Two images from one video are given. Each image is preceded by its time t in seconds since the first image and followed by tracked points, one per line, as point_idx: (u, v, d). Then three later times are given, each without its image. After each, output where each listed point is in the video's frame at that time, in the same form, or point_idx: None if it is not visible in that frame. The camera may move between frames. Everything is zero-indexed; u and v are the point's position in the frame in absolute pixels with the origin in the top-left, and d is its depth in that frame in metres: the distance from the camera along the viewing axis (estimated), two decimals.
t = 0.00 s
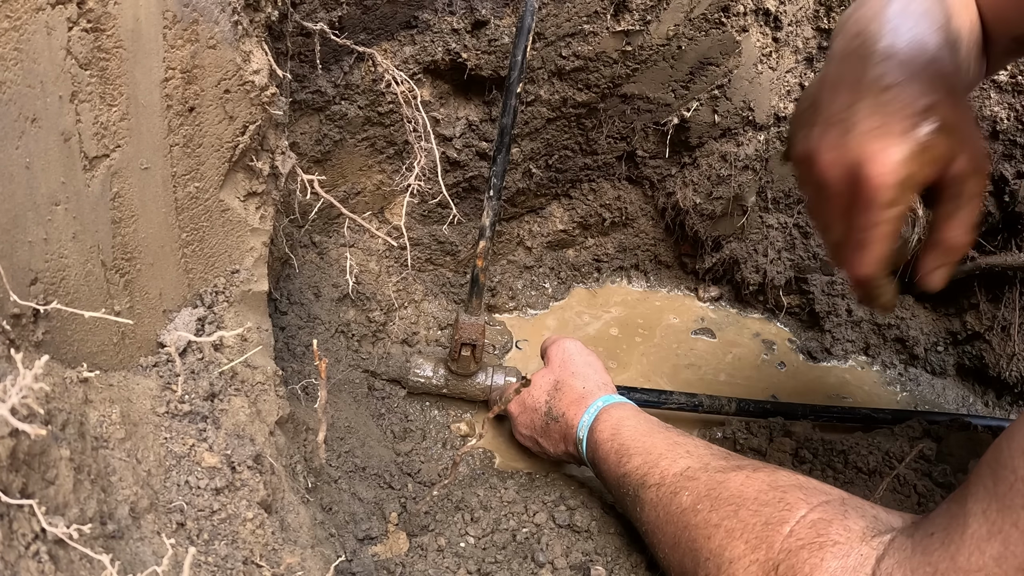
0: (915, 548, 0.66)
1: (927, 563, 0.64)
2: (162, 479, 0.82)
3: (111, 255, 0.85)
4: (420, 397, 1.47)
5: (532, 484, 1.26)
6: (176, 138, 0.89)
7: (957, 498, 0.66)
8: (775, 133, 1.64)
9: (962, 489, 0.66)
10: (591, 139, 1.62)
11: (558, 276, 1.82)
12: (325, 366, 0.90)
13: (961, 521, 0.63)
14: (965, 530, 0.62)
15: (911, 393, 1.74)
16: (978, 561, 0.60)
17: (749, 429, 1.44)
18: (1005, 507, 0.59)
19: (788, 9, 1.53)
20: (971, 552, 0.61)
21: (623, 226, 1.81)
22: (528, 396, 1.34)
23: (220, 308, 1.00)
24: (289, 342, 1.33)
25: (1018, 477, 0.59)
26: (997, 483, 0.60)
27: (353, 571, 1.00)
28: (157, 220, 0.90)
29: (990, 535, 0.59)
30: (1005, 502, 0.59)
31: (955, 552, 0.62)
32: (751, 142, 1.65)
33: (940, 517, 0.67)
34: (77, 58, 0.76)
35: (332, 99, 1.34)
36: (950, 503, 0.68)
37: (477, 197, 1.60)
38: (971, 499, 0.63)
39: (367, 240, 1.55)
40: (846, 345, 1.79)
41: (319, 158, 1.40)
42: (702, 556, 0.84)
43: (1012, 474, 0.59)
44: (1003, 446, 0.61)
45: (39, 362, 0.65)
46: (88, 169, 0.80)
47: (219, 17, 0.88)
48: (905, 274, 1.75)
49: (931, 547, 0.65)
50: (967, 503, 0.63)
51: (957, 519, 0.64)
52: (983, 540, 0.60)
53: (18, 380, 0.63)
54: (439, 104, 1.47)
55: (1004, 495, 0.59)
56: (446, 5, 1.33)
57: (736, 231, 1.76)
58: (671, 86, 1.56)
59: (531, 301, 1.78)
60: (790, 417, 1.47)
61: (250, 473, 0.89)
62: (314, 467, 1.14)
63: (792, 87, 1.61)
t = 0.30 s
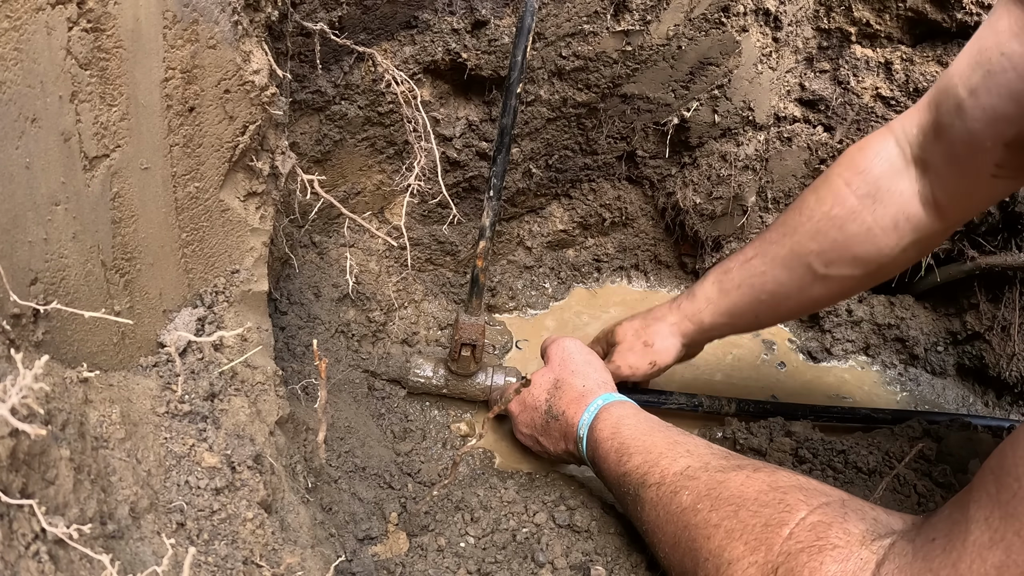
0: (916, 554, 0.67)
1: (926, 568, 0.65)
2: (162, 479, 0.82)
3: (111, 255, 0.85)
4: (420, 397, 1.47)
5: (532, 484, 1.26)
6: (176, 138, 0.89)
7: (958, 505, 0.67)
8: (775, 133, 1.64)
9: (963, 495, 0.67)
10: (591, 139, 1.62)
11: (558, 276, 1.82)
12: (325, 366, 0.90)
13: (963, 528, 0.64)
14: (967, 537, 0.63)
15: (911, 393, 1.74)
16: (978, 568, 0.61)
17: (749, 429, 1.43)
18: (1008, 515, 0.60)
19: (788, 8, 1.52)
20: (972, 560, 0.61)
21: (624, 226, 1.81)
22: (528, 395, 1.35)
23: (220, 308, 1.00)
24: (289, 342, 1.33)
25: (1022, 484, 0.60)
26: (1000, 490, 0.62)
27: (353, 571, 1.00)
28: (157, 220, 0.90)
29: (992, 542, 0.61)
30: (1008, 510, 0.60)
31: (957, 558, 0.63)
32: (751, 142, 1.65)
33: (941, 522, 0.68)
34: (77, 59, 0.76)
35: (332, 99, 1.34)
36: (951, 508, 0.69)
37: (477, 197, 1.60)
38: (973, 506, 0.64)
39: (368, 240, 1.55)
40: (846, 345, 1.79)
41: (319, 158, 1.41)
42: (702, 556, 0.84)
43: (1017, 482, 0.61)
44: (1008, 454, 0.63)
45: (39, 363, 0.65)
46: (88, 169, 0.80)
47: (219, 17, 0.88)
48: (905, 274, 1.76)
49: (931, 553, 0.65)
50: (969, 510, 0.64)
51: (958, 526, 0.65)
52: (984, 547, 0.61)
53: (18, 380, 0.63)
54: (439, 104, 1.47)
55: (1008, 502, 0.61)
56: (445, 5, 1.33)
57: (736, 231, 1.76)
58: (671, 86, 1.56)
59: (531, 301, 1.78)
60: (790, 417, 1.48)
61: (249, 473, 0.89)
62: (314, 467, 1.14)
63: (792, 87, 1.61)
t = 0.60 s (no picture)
0: (914, 553, 0.68)
1: (925, 567, 0.66)
2: (162, 479, 0.82)
3: (111, 255, 0.85)
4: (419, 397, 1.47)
5: (532, 484, 1.26)
6: (176, 138, 0.89)
7: (955, 504, 0.68)
8: (775, 133, 1.64)
9: (960, 495, 0.69)
10: (591, 139, 1.62)
11: (558, 276, 1.82)
12: (325, 365, 0.90)
13: (961, 526, 0.65)
14: (965, 534, 0.64)
15: (911, 393, 1.74)
16: (977, 565, 0.62)
17: (749, 429, 1.44)
18: (1005, 511, 0.62)
19: (788, 8, 1.52)
20: (972, 557, 0.63)
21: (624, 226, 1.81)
22: (528, 394, 1.34)
23: (220, 308, 1.00)
24: (289, 342, 1.33)
25: (1018, 482, 0.62)
26: (998, 488, 0.63)
27: (353, 571, 1.00)
28: (157, 220, 0.90)
29: (990, 539, 0.62)
30: (1005, 507, 0.62)
31: (956, 556, 0.64)
32: (751, 142, 1.65)
33: (938, 521, 0.69)
34: (77, 58, 0.76)
35: (332, 99, 1.34)
36: (947, 508, 0.70)
37: (477, 197, 1.60)
38: (971, 504, 0.65)
39: (367, 240, 1.55)
40: (846, 345, 1.79)
41: (319, 158, 1.41)
42: (701, 557, 0.84)
43: (1014, 480, 0.62)
44: (1003, 452, 0.64)
45: (39, 363, 0.65)
46: (88, 169, 0.80)
47: (219, 17, 0.88)
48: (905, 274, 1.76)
49: (930, 551, 0.66)
50: (967, 508, 0.66)
51: (957, 524, 0.66)
52: (983, 544, 0.62)
53: (18, 380, 0.63)
54: (439, 104, 1.47)
55: (1004, 500, 0.62)
56: (446, 5, 1.33)
57: (736, 231, 1.76)
58: (671, 86, 1.56)
59: (531, 301, 1.78)
60: (790, 417, 1.48)
61: (249, 473, 0.89)
62: (314, 467, 1.14)
63: (792, 87, 1.61)
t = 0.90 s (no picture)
0: (915, 550, 0.68)
1: (926, 564, 0.66)
2: (162, 479, 0.82)
3: (111, 255, 0.85)
4: (419, 396, 1.47)
5: (532, 484, 1.26)
6: (176, 138, 0.89)
7: (956, 502, 0.68)
8: (775, 133, 1.64)
9: (961, 492, 0.68)
10: (591, 139, 1.62)
11: (558, 276, 1.82)
12: (324, 366, 0.90)
13: (962, 523, 0.65)
14: (967, 531, 0.64)
15: (911, 393, 1.75)
16: (978, 562, 0.62)
17: (749, 429, 1.44)
18: (1006, 508, 0.62)
19: (788, 9, 1.52)
20: (973, 553, 0.63)
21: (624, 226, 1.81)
22: (528, 394, 1.34)
23: (220, 308, 1.00)
24: (289, 342, 1.33)
25: (1019, 479, 0.61)
26: (998, 485, 0.63)
27: (353, 571, 1.00)
28: (157, 220, 0.90)
29: (991, 536, 0.62)
30: (1006, 504, 0.62)
31: (957, 553, 0.64)
32: (751, 142, 1.65)
33: (940, 519, 0.69)
34: (77, 58, 0.76)
35: (332, 99, 1.34)
36: (949, 505, 0.70)
37: (477, 197, 1.60)
38: (972, 501, 0.65)
39: (367, 239, 1.55)
40: (846, 345, 1.79)
41: (319, 158, 1.41)
42: (702, 556, 0.84)
43: (1014, 477, 0.62)
44: (1003, 450, 0.64)
45: (39, 363, 0.65)
46: (88, 169, 0.80)
47: (219, 17, 0.88)
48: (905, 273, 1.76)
49: (931, 548, 0.67)
50: (968, 505, 0.66)
51: (958, 521, 0.66)
52: (984, 541, 0.62)
53: (18, 380, 0.63)
54: (439, 104, 1.47)
55: (1005, 496, 0.62)
56: (446, 5, 1.33)
57: (736, 231, 1.76)
58: (671, 86, 1.56)
59: (531, 301, 1.78)
60: (790, 417, 1.48)
61: (249, 473, 0.89)
62: (314, 467, 1.14)
63: (792, 87, 1.61)
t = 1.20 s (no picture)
0: (917, 548, 0.68)
1: (927, 562, 0.66)
2: (162, 479, 0.82)
3: (111, 255, 0.84)
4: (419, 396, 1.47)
5: (532, 484, 1.26)
6: (176, 138, 0.89)
7: (957, 501, 0.68)
8: (775, 133, 1.64)
9: (962, 491, 0.68)
10: (591, 139, 1.62)
11: (558, 276, 1.82)
12: (325, 366, 0.90)
13: (962, 522, 0.65)
14: (967, 529, 0.64)
15: (911, 393, 1.75)
16: (978, 559, 0.62)
17: (749, 429, 1.45)
18: (1005, 506, 0.62)
19: (788, 8, 1.52)
20: (973, 551, 0.63)
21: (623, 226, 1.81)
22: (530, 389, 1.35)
23: (220, 308, 1.00)
24: (289, 343, 1.32)
25: (1017, 476, 0.62)
26: (997, 483, 0.63)
27: (353, 571, 1.00)
28: (157, 219, 0.90)
29: (991, 533, 0.62)
30: (1005, 502, 0.62)
31: (957, 552, 0.64)
32: (751, 142, 1.65)
33: (942, 518, 0.69)
34: (77, 58, 0.76)
35: (332, 99, 1.34)
36: (951, 505, 0.70)
37: (477, 197, 1.60)
38: (972, 499, 0.65)
39: (367, 240, 1.55)
40: (846, 345, 1.80)
41: (319, 158, 1.41)
42: (705, 556, 0.84)
43: (1012, 474, 0.62)
44: (1001, 448, 0.64)
45: (39, 362, 0.65)
46: (88, 169, 0.80)
47: (219, 17, 0.88)
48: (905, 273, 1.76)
49: (931, 546, 0.66)
50: (969, 504, 0.66)
51: (958, 520, 0.66)
52: (984, 538, 0.62)
53: (18, 380, 0.63)
54: (439, 104, 1.47)
55: (1004, 494, 0.62)
56: (446, 5, 1.33)
57: (736, 231, 1.76)
58: (671, 85, 1.56)
59: (531, 301, 1.78)
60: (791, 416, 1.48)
61: (249, 473, 0.89)
62: (314, 467, 1.14)
63: (792, 87, 1.61)
